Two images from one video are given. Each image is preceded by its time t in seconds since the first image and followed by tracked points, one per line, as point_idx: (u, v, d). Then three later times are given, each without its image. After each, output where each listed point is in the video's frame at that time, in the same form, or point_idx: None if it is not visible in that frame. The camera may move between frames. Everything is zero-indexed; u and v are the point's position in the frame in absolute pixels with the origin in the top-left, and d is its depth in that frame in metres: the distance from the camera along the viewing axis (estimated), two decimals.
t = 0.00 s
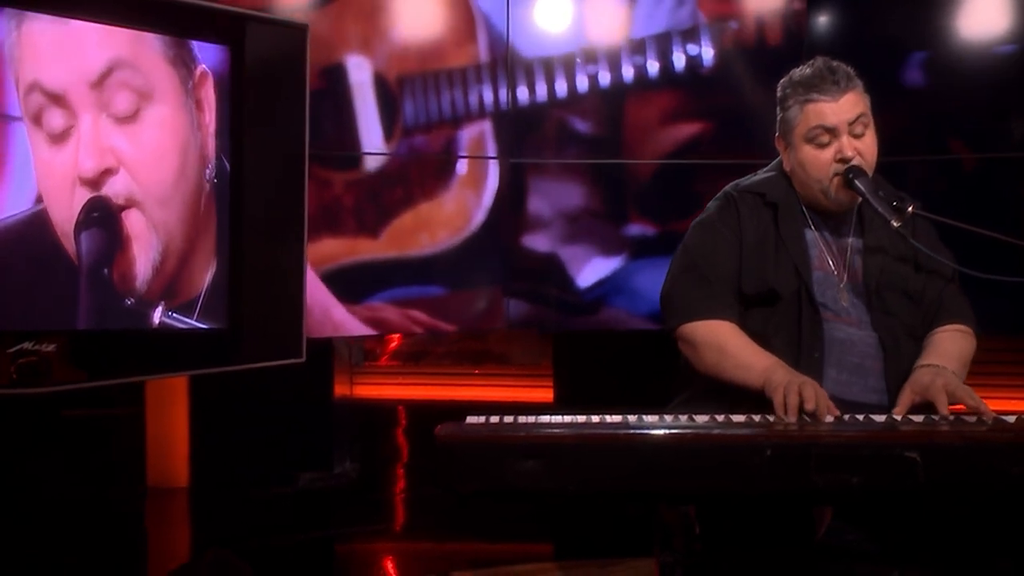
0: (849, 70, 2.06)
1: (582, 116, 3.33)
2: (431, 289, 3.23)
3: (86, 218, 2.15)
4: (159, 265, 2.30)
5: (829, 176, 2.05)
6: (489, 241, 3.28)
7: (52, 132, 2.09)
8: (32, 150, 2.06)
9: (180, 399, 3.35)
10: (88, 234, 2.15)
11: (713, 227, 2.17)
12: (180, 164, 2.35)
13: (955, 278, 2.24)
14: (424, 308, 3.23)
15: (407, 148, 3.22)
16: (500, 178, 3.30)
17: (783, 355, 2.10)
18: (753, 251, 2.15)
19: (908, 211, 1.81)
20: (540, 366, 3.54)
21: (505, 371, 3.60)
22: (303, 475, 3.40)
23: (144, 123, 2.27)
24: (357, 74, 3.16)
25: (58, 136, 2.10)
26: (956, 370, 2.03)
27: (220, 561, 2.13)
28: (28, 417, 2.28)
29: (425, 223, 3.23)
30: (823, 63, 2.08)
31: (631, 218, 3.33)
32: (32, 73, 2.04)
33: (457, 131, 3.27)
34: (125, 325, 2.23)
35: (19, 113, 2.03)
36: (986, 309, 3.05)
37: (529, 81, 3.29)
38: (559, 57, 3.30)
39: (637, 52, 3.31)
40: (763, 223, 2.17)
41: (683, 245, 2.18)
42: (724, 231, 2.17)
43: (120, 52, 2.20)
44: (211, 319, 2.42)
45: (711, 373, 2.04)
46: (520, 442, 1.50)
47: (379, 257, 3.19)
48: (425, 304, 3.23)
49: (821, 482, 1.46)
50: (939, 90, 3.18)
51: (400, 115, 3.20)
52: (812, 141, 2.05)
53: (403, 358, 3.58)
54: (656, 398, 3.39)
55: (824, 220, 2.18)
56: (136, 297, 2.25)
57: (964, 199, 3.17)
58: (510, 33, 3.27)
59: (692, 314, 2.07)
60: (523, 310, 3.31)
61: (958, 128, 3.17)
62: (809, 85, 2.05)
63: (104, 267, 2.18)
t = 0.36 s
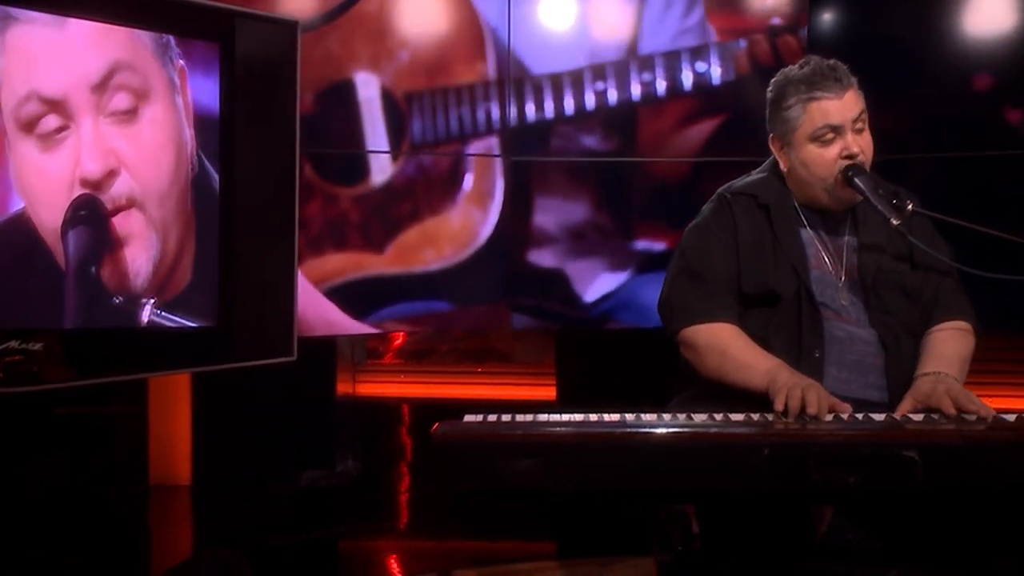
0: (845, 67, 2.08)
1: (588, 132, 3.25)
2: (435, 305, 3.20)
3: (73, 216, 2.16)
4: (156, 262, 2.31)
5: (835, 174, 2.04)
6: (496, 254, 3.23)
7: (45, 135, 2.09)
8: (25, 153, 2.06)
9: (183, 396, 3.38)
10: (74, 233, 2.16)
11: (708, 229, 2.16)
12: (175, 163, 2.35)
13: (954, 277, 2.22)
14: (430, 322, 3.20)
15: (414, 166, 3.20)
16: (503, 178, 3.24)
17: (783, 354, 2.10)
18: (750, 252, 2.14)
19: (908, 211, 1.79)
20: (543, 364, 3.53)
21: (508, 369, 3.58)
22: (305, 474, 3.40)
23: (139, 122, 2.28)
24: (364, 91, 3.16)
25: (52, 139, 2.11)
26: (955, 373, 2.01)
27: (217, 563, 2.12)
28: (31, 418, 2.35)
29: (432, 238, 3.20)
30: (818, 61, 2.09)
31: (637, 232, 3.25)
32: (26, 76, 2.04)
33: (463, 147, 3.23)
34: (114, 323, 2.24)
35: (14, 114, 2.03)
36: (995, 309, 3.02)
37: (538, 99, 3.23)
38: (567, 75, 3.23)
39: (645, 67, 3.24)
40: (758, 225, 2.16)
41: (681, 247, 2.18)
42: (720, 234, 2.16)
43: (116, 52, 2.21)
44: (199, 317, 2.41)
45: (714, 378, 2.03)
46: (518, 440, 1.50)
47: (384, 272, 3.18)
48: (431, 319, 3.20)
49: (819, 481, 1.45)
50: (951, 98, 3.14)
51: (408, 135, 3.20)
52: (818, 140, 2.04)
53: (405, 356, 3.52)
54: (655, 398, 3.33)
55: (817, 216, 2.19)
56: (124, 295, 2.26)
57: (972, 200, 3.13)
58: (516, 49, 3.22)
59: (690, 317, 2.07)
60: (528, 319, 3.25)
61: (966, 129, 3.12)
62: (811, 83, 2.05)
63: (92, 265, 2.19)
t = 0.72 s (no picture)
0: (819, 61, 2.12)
1: (579, 148, 3.17)
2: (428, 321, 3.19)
3: (49, 212, 2.19)
4: (125, 235, 2.36)
5: (824, 163, 2.04)
6: (485, 273, 3.21)
7: (13, 104, 2.12)
8: None
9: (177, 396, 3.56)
10: (50, 229, 2.19)
11: (690, 232, 2.16)
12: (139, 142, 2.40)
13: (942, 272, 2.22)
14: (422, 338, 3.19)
15: (404, 182, 3.19)
16: (493, 194, 3.20)
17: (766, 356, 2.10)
18: (732, 254, 2.13)
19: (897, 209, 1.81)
20: (539, 363, 3.51)
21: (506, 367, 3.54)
22: (298, 473, 3.38)
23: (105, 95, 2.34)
24: (354, 109, 3.16)
25: (19, 110, 2.14)
26: (942, 377, 2.01)
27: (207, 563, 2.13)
28: (27, 419, 2.41)
29: (421, 252, 3.19)
30: (790, 56, 2.13)
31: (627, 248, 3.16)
32: None
33: (454, 161, 3.20)
34: (88, 321, 2.30)
35: None
36: (995, 310, 2.97)
37: (527, 116, 3.18)
38: (557, 88, 3.17)
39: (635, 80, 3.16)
40: (739, 227, 2.15)
41: (664, 252, 2.17)
42: (703, 237, 2.15)
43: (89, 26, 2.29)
44: (174, 315, 2.51)
45: (701, 382, 2.03)
46: (506, 440, 1.49)
47: (375, 288, 3.17)
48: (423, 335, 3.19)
49: (807, 480, 1.45)
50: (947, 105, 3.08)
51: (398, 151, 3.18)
52: (803, 129, 2.05)
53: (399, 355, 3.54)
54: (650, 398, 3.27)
55: (800, 215, 2.18)
56: (100, 295, 2.32)
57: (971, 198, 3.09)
58: (506, 64, 3.17)
59: (674, 322, 2.07)
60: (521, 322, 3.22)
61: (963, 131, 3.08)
62: (790, 74, 2.08)
63: (67, 264, 2.23)
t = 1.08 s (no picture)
0: (806, 64, 2.10)
1: (568, 163, 3.13)
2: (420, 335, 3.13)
3: (20, 212, 2.40)
4: (83, 240, 2.56)
5: (798, 170, 2.05)
6: (477, 283, 3.12)
7: None
8: None
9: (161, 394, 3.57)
10: (20, 229, 2.40)
11: (669, 234, 2.16)
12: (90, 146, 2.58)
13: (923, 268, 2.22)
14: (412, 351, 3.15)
15: (391, 198, 3.13)
16: (481, 202, 3.13)
17: (747, 356, 2.10)
18: (711, 255, 2.13)
19: (883, 207, 1.82)
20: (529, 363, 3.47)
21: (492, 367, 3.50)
22: (288, 472, 3.36)
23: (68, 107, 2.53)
24: (341, 124, 3.11)
25: None
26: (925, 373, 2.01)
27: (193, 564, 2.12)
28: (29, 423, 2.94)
29: (409, 266, 3.13)
30: (777, 58, 2.10)
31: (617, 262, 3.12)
32: None
33: (442, 176, 3.14)
34: (65, 320, 2.52)
35: None
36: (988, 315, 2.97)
37: (514, 132, 3.14)
38: (545, 101, 3.13)
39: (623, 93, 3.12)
40: (716, 228, 2.15)
41: (644, 255, 2.17)
42: (682, 238, 2.15)
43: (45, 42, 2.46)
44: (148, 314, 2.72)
45: (683, 384, 2.03)
46: (490, 439, 1.48)
47: (364, 302, 3.12)
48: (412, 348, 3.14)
49: (791, 480, 1.45)
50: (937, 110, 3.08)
51: (385, 166, 3.12)
52: (781, 136, 2.04)
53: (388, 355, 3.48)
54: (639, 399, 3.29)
55: (780, 216, 2.18)
56: (71, 294, 2.53)
57: (964, 200, 3.08)
58: (494, 78, 3.12)
59: (656, 325, 2.07)
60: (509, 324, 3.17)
61: (954, 135, 3.07)
62: (774, 78, 2.06)
63: (37, 263, 2.44)
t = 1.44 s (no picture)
0: (810, 72, 2.05)
1: (559, 175, 3.11)
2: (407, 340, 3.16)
3: None
4: (52, 267, 2.67)
5: (779, 178, 2.07)
6: (467, 290, 3.11)
7: None
8: None
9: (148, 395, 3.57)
10: None
11: (654, 228, 2.14)
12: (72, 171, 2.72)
13: (909, 272, 2.24)
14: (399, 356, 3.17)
15: (382, 208, 3.13)
16: (471, 212, 3.11)
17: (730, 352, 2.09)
18: (697, 250, 2.11)
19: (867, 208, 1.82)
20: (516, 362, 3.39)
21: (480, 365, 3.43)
22: (276, 472, 3.36)
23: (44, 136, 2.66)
24: (331, 133, 3.13)
25: None
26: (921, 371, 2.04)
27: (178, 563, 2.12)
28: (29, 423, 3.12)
29: (397, 276, 3.13)
30: (784, 60, 2.05)
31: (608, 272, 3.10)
32: None
33: (432, 186, 3.13)
34: (40, 317, 2.64)
35: None
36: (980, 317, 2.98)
37: (506, 144, 3.12)
38: (537, 113, 3.12)
39: (616, 107, 3.11)
40: (701, 221, 2.14)
41: (628, 249, 2.16)
42: (666, 232, 2.13)
43: (24, 75, 2.58)
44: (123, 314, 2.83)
45: (669, 379, 2.02)
46: (473, 439, 1.47)
47: (354, 310, 3.13)
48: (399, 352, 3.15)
49: (773, 480, 1.45)
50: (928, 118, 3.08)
51: (375, 177, 3.12)
52: (768, 143, 2.04)
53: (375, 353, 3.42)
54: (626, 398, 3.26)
55: (763, 214, 2.18)
56: (42, 293, 2.64)
57: (955, 202, 3.07)
58: (485, 90, 3.11)
59: (643, 320, 2.06)
60: (497, 324, 3.18)
61: (943, 139, 3.08)
62: (775, 84, 2.02)
63: (8, 263, 2.56)
